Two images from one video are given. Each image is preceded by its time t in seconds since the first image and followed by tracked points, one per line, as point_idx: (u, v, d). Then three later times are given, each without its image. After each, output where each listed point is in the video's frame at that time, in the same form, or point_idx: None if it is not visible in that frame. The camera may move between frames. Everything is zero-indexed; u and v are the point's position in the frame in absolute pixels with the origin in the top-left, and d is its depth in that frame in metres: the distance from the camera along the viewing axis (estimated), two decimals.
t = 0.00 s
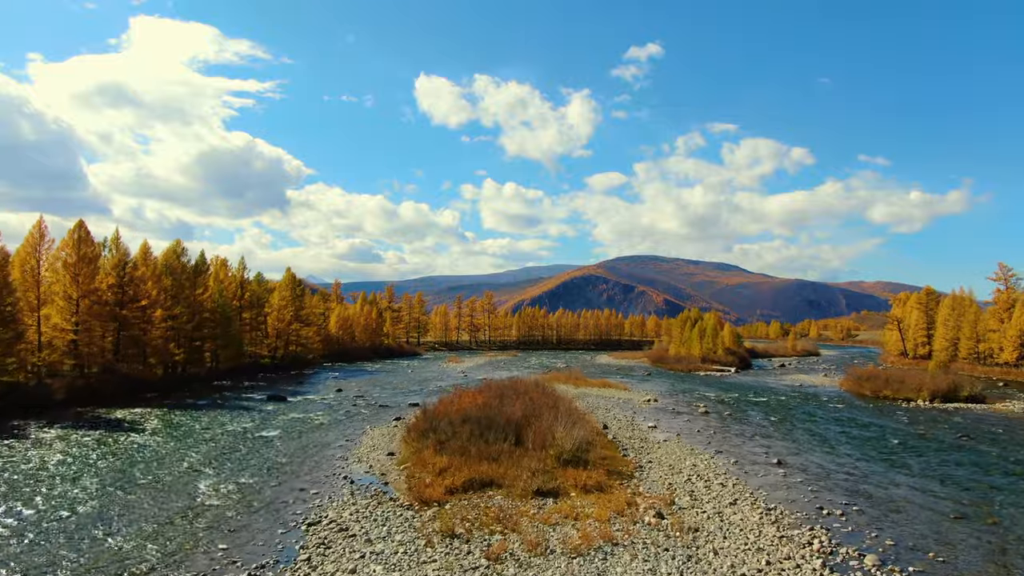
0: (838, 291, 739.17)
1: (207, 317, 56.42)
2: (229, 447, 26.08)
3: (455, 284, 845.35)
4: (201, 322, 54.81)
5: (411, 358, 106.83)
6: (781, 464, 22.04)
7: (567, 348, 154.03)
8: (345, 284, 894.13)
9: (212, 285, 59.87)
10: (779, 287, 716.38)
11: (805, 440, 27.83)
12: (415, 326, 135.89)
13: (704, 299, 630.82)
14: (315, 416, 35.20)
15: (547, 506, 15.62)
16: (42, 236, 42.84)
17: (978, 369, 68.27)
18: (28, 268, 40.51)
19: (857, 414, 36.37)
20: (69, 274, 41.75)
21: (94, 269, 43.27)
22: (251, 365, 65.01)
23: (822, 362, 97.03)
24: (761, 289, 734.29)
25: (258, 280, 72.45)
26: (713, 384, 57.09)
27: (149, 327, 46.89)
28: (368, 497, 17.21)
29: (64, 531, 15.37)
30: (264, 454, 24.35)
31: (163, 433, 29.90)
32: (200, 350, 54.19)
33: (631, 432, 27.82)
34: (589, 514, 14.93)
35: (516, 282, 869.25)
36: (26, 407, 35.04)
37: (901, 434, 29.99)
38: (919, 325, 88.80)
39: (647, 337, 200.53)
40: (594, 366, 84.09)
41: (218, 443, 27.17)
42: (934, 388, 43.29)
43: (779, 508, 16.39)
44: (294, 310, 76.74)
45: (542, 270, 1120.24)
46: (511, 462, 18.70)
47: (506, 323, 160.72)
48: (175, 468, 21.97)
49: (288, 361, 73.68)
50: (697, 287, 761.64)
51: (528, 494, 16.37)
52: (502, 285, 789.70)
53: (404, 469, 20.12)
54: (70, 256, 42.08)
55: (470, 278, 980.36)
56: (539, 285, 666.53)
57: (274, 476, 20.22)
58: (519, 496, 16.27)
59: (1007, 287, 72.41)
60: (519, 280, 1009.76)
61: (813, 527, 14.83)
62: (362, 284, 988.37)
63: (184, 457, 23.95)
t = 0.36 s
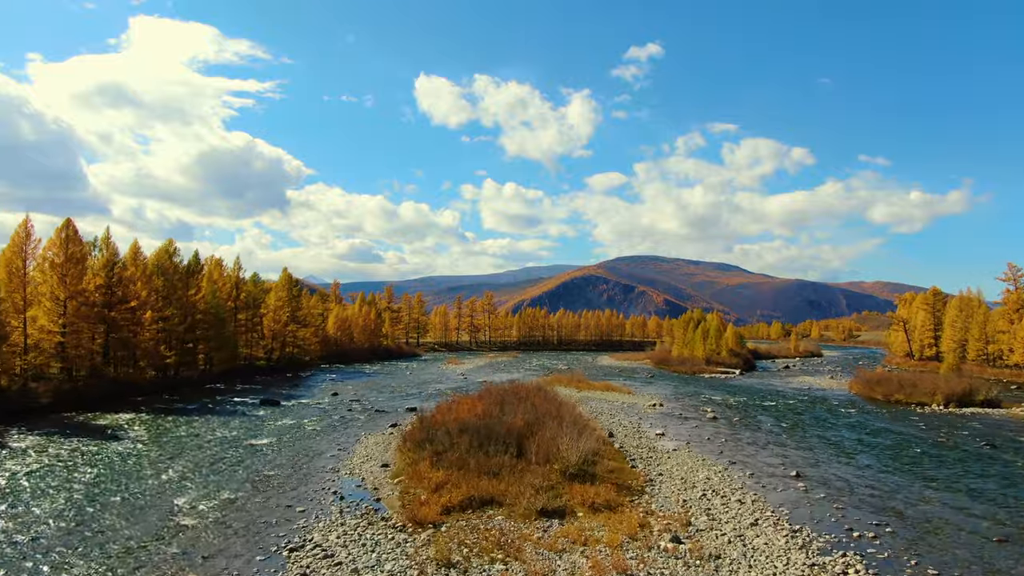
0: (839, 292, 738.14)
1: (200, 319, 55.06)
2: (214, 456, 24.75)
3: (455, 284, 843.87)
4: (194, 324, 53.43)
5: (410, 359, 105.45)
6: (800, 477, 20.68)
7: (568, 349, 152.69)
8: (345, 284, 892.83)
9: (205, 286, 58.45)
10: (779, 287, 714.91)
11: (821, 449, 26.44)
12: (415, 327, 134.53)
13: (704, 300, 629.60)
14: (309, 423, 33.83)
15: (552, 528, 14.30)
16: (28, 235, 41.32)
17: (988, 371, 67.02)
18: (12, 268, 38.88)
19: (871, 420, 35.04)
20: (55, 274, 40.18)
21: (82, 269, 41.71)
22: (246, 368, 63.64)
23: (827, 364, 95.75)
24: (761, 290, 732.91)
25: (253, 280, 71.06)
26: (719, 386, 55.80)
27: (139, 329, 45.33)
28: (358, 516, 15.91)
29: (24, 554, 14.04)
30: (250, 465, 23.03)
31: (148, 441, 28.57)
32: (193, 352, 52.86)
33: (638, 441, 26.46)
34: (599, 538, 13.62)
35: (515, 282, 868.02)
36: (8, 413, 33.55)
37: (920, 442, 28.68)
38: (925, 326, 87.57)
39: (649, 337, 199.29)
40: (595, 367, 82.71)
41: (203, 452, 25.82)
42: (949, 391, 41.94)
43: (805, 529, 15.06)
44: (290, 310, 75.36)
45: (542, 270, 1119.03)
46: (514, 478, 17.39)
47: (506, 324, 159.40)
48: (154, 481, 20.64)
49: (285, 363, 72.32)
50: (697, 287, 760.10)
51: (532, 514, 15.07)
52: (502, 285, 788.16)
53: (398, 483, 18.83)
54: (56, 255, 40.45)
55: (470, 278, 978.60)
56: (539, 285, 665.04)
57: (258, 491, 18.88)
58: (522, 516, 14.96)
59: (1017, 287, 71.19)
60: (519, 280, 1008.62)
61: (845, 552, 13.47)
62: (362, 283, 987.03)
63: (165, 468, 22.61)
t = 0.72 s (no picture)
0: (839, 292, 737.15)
1: (192, 320, 53.70)
2: (198, 468, 23.41)
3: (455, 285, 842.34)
4: (186, 325, 51.99)
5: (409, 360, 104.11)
6: (823, 492, 19.30)
7: (568, 350, 151.40)
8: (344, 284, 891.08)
9: (197, 287, 57.02)
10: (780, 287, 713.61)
11: (839, 458, 25.04)
12: (415, 328, 133.22)
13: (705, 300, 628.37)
14: (301, 430, 32.43)
15: (559, 555, 12.93)
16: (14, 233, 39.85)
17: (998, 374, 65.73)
18: None
19: (886, 426, 33.68)
20: (41, 274, 38.63)
21: (69, 269, 40.23)
22: (240, 370, 62.21)
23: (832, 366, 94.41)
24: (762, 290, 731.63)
25: (249, 281, 69.66)
26: (724, 390, 54.42)
27: (127, 331, 43.93)
28: (346, 539, 14.55)
29: None
30: (236, 478, 21.69)
31: (131, 450, 27.19)
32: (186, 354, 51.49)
33: (646, 451, 25.09)
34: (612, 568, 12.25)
35: (515, 282, 866.87)
36: None
37: (941, 450, 27.34)
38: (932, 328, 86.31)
39: (650, 338, 197.97)
40: (597, 369, 81.25)
41: (187, 463, 24.49)
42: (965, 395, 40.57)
43: (838, 555, 13.65)
44: (287, 312, 74.01)
45: (542, 270, 1116.25)
46: (516, 496, 16.03)
47: (506, 325, 158.04)
48: (130, 498, 19.29)
49: (281, 365, 70.92)
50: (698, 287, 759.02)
51: (536, 538, 13.70)
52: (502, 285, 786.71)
53: (392, 500, 17.45)
54: (43, 253, 38.98)
55: (470, 278, 977.48)
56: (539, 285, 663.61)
57: (240, 510, 17.53)
58: (525, 541, 13.59)
59: None
60: (519, 280, 1006.92)
61: None
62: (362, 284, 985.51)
63: (144, 483, 21.26)
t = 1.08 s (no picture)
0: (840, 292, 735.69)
1: (185, 321, 52.34)
2: (179, 480, 22.05)
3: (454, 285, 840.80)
4: (178, 327, 50.49)
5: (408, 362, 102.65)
6: (849, 510, 17.83)
7: (569, 351, 149.90)
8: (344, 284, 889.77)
9: (190, 287, 55.61)
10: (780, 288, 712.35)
11: (861, 469, 23.55)
12: (415, 328, 131.80)
13: (705, 300, 627.05)
14: (292, 437, 31.02)
15: None
16: None
17: (1010, 376, 64.32)
18: None
19: (904, 433, 32.20)
20: (26, 275, 37.02)
21: (55, 269, 38.70)
22: (234, 373, 60.75)
23: (838, 367, 93.06)
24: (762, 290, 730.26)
25: (244, 280, 68.24)
26: (731, 393, 52.90)
27: (115, 334, 42.37)
28: (331, 567, 13.18)
29: None
30: (218, 492, 20.34)
31: (110, 459, 25.77)
32: (178, 357, 50.01)
33: (655, 461, 23.67)
34: None
35: (515, 282, 864.94)
36: None
37: (966, 460, 25.89)
38: (939, 329, 85.09)
39: (651, 338, 196.54)
40: (600, 371, 79.82)
41: (168, 475, 23.11)
42: (983, 400, 39.11)
43: None
44: (283, 312, 72.57)
45: (542, 270, 1115.43)
46: (519, 517, 14.67)
47: (507, 325, 156.55)
48: (101, 516, 17.94)
49: (277, 367, 69.48)
50: (698, 287, 757.52)
51: (541, 567, 12.36)
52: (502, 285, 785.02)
53: (383, 520, 16.08)
54: (28, 252, 37.47)
55: (469, 278, 975.71)
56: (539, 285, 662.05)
57: (217, 532, 16.19)
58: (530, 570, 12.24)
59: None
60: (519, 280, 1005.37)
61: None
62: (361, 284, 983.92)
63: (119, 498, 19.90)
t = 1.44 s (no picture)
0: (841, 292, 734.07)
1: (177, 323, 51.00)
2: (158, 495, 20.67)
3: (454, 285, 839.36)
4: (170, 329, 49.10)
5: (407, 363, 101.27)
6: (880, 530, 16.49)
7: (570, 352, 148.43)
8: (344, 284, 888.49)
9: (183, 287, 54.28)
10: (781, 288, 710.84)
11: (883, 483, 22.23)
12: (414, 329, 130.42)
13: (706, 300, 625.67)
14: (284, 446, 29.66)
15: None
16: None
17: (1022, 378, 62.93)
18: None
19: (922, 441, 30.81)
20: (9, 275, 35.58)
21: (40, 269, 37.26)
22: (229, 375, 59.41)
23: (843, 369, 91.61)
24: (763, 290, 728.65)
25: (239, 281, 66.90)
26: (738, 396, 51.49)
27: (102, 337, 40.86)
28: None
29: None
30: (200, 509, 19.03)
31: (89, 470, 24.42)
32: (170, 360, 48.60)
33: (665, 473, 22.32)
34: None
35: (515, 282, 863.69)
36: None
37: (992, 470, 24.58)
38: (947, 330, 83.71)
39: (652, 339, 195.05)
40: (602, 373, 78.40)
41: (149, 488, 21.77)
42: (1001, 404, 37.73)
43: None
44: (279, 313, 71.16)
45: (542, 270, 1114.25)
46: (523, 543, 13.37)
47: (507, 326, 155.10)
48: (71, 536, 16.61)
49: (273, 369, 68.12)
50: (698, 287, 755.87)
51: None
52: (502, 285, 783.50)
53: (374, 544, 14.75)
54: (11, 252, 36.04)
55: (470, 278, 974.65)
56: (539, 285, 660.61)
57: (193, 556, 14.86)
58: None
59: None
60: (519, 280, 1003.89)
61: None
62: (361, 284, 982.72)
63: (92, 515, 18.54)
